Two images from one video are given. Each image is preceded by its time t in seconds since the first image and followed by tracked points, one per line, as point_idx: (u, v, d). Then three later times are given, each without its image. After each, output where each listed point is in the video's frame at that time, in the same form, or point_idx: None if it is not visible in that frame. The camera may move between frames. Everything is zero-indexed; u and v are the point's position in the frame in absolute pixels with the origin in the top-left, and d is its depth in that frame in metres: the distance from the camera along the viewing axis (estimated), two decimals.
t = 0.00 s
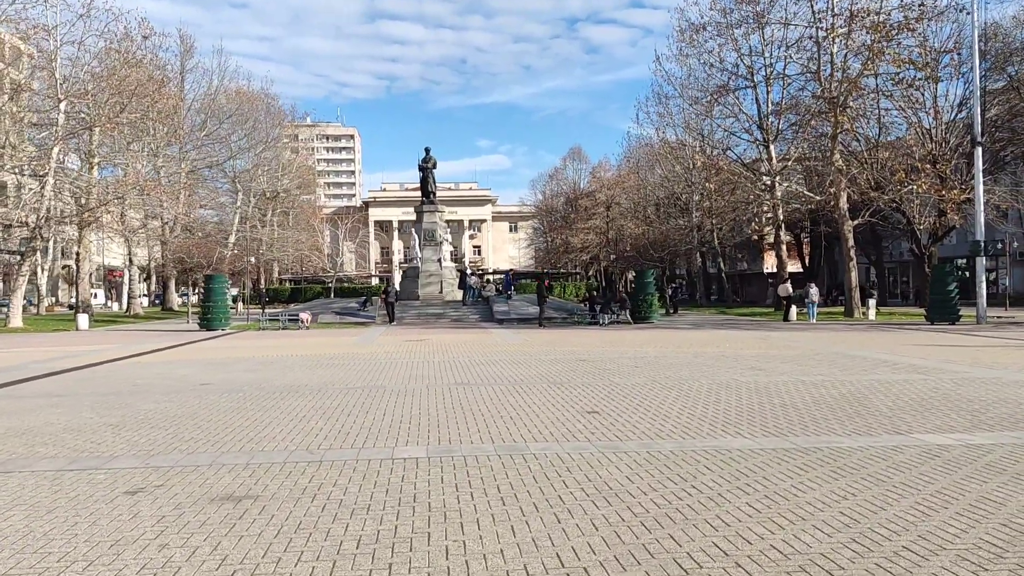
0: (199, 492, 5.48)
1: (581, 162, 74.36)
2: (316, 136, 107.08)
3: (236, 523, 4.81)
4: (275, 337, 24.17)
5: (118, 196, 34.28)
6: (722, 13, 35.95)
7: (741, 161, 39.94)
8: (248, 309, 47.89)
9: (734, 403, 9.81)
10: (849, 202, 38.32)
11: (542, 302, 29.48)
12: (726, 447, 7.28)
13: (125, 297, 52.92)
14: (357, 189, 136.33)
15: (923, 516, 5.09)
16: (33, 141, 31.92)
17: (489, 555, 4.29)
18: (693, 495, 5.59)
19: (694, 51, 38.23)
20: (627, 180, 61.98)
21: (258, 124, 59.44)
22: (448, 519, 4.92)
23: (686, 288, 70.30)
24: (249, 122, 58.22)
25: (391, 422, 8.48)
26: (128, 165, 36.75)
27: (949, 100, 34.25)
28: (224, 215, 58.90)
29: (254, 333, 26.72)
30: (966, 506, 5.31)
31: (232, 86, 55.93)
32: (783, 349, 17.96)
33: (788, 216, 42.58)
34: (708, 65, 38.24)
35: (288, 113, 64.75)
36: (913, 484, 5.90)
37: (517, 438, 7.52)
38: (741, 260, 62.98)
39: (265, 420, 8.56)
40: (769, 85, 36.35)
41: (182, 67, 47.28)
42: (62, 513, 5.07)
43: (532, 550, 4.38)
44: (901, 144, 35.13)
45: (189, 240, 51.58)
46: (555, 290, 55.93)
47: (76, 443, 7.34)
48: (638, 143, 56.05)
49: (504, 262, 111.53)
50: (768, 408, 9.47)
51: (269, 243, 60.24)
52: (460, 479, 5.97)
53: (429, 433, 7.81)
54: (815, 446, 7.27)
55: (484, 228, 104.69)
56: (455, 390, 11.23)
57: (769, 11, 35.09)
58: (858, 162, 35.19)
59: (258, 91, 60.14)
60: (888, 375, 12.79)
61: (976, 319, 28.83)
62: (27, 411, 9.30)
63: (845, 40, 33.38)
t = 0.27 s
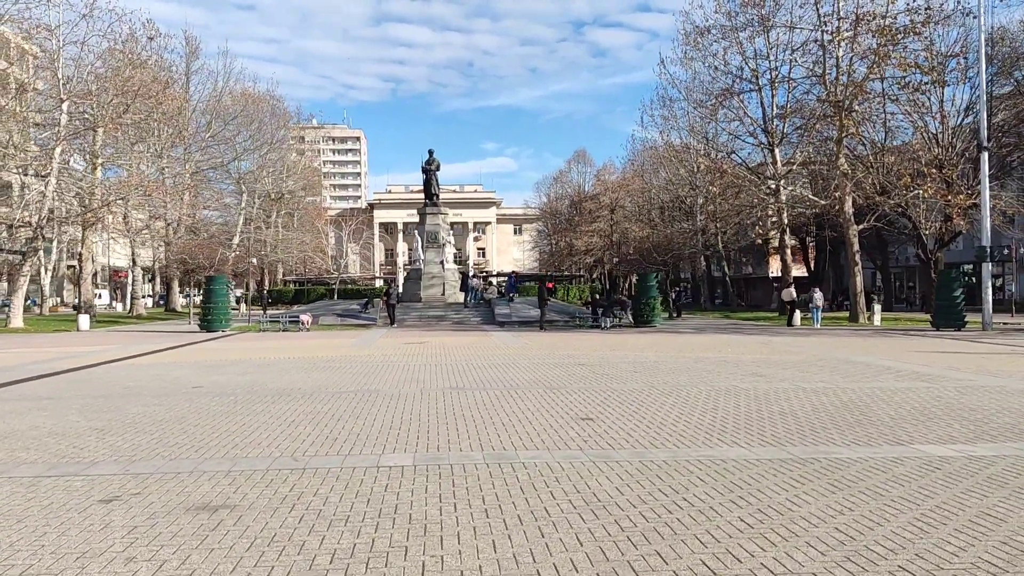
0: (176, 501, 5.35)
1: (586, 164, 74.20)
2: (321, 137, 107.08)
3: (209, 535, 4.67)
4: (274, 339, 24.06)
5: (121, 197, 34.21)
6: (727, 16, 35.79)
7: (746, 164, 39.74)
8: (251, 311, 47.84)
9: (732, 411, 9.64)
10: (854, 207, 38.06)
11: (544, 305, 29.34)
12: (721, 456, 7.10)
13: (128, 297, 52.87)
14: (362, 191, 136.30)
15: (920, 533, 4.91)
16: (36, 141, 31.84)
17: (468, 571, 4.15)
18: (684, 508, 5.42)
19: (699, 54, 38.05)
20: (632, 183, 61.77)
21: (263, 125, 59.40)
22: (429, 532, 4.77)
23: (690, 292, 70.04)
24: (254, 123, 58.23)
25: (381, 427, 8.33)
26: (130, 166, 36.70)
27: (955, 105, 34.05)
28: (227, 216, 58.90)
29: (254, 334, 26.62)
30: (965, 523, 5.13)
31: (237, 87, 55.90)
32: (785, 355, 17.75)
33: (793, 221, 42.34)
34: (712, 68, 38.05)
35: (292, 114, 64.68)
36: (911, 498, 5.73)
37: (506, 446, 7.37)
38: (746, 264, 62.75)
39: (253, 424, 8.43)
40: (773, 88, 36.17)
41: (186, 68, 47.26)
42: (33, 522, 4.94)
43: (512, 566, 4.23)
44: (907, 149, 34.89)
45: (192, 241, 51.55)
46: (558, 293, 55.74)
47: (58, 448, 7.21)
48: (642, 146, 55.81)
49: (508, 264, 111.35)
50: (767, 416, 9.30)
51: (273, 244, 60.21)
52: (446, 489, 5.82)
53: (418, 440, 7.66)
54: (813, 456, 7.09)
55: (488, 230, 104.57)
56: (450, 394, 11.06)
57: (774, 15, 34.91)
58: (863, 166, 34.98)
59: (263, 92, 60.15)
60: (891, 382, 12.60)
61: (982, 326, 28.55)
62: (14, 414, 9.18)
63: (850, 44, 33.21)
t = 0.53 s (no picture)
0: (158, 515, 5.23)
1: (593, 168, 74.06)
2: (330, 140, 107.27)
3: (187, 550, 4.54)
4: (278, 344, 23.99)
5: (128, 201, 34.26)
6: (734, 19, 35.60)
7: (754, 168, 39.50)
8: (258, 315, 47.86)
9: (735, 419, 9.45)
10: (863, 210, 37.75)
11: (550, 310, 29.20)
12: (721, 467, 6.92)
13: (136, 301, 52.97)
14: (371, 194, 136.47)
15: (923, 550, 4.73)
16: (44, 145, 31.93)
17: None
18: (680, 522, 5.25)
19: (707, 57, 37.85)
20: (640, 186, 61.55)
21: (271, 129, 59.47)
22: (414, 548, 4.62)
23: (698, 296, 69.71)
24: (262, 127, 58.36)
25: (375, 436, 8.19)
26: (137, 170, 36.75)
27: (965, 107, 33.73)
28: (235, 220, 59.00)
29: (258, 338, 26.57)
30: (971, 538, 4.95)
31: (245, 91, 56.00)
32: (792, 361, 17.54)
33: (802, 224, 42.03)
34: (720, 71, 37.83)
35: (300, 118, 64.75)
36: (915, 512, 5.54)
37: (502, 455, 7.22)
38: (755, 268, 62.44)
39: (246, 432, 8.31)
40: (781, 91, 35.94)
41: (194, 72, 47.38)
42: (10, 535, 4.83)
43: None
44: (917, 152, 34.58)
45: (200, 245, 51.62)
46: (566, 296, 55.51)
47: (46, 457, 7.10)
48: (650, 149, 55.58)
49: (517, 268, 111.19)
50: (771, 424, 9.11)
51: (280, 248, 60.26)
52: (436, 502, 5.67)
53: (413, 449, 7.51)
54: (816, 467, 6.90)
55: (497, 234, 104.47)
56: (449, 401, 10.91)
57: (782, 17, 34.70)
58: (873, 170, 34.69)
59: (271, 96, 60.27)
60: (898, 389, 12.38)
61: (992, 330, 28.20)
62: (7, 421, 9.10)
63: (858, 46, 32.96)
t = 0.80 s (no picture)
0: (137, 524, 5.10)
1: (601, 171, 73.91)
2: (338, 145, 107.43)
3: (161, 561, 4.41)
4: (282, 348, 23.90)
5: (133, 206, 34.28)
6: (741, 21, 35.42)
7: (761, 171, 39.26)
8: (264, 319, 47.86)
9: (738, 424, 9.27)
10: (872, 213, 37.43)
11: (555, 314, 29.03)
12: (720, 473, 6.74)
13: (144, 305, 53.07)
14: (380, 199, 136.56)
15: (926, 561, 4.54)
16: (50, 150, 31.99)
17: None
18: (674, 531, 5.08)
19: (713, 60, 37.69)
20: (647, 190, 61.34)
21: (278, 134, 59.55)
22: (396, 559, 4.47)
23: (706, 299, 69.37)
24: (270, 132, 58.45)
25: (368, 441, 8.04)
26: (143, 174, 36.81)
27: (975, 109, 33.42)
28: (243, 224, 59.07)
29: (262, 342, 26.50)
30: (975, 549, 4.76)
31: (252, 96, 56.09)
32: (798, 365, 17.32)
33: (811, 227, 41.73)
34: (727, 74, 37.64)
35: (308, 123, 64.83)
36: (918, 521, 5.35)
37: (495, 462, 7.06)
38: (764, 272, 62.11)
39: (237, 437, 8.18)
40: (789, 93, 35.72)
41: (201, 77, 47.47)
42: None
43: None
44: (926, 154, 34.29)
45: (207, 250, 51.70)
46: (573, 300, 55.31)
47: (32, 463, 6.99)
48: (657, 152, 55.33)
49: (525, 272, 111.02)
50: (774, 429, 8.92)
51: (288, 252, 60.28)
52: (423, 510, 5.51)
53: (405, 455, 7.36)
54: (817, 474, 6.71)
55: (504, 238, 104.37)
56: (447, 405, 10.75)
57: (789, 19, 34.49)
58: (881, 172, 34.41)
59: (278, 101, 60.37)
60: (906, 394, 12.16)
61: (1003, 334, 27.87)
62: None
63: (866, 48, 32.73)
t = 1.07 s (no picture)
0: (106, 537, 4.96)
1: (605, 175, 73.75)
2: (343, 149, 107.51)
3: None
4: (280, 352, 23.77)
5: (135, 210, 34.17)
6: (744, 24, 35.23)
7: (766, 174, 39.05)
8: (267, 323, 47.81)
9: (735, 432, 9.08)
10: (877, 217, 37.17)
11: (556, 319, 28.84)
12: (712, 485, 6.54)
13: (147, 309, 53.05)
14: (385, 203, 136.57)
15: None
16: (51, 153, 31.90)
17: None
18: (661, 547, 4.89)
19: (717, 63, 37.50)
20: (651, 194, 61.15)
21: (282, 137, 59.55)
22: None
23: (711, 304, 69.09)
24: (274, 136, 58.42)
25: (355, 450, 7.87)
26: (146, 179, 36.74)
27: (981, 112, 33.16)
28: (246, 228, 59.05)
29: (262, 347, 26.36)
30: (973, 567, 4.57)
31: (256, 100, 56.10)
32: (799, 370, 17.11)
33: (815, 231, 41.48)
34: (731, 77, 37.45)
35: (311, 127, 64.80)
36: (915, 536, 5.16)
37: (482, 472, 6.88)
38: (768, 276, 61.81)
39: (222, 446, 8.01)
40: (793, 97, 35.50)
41: (205, 81, 47.50)
42: None
43: None
44: (931, 158, 34.04)
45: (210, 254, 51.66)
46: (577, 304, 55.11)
47: (9, 472, 6.85)
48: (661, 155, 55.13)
49: (529, 276, 110.87)
50: (771, 438, 8.72)
51: (291, 256, 60.22)
52: (403, 523, 5.34)
53: (391, 464, 7.18)
54: (813, 486, 6.51)
55: (509, 242, 104.24)
56: (439, 412, 10.59)
57: (793, 22, 34.29)
58: (886, 176, 34.16)
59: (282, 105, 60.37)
60: (908, 401, 11.94)
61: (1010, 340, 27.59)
62: None
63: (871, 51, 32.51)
